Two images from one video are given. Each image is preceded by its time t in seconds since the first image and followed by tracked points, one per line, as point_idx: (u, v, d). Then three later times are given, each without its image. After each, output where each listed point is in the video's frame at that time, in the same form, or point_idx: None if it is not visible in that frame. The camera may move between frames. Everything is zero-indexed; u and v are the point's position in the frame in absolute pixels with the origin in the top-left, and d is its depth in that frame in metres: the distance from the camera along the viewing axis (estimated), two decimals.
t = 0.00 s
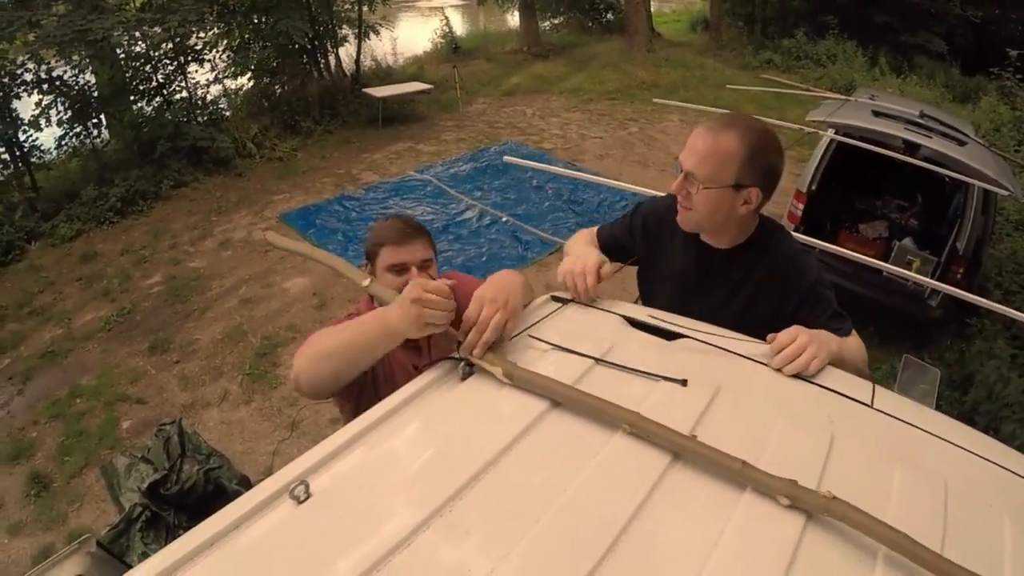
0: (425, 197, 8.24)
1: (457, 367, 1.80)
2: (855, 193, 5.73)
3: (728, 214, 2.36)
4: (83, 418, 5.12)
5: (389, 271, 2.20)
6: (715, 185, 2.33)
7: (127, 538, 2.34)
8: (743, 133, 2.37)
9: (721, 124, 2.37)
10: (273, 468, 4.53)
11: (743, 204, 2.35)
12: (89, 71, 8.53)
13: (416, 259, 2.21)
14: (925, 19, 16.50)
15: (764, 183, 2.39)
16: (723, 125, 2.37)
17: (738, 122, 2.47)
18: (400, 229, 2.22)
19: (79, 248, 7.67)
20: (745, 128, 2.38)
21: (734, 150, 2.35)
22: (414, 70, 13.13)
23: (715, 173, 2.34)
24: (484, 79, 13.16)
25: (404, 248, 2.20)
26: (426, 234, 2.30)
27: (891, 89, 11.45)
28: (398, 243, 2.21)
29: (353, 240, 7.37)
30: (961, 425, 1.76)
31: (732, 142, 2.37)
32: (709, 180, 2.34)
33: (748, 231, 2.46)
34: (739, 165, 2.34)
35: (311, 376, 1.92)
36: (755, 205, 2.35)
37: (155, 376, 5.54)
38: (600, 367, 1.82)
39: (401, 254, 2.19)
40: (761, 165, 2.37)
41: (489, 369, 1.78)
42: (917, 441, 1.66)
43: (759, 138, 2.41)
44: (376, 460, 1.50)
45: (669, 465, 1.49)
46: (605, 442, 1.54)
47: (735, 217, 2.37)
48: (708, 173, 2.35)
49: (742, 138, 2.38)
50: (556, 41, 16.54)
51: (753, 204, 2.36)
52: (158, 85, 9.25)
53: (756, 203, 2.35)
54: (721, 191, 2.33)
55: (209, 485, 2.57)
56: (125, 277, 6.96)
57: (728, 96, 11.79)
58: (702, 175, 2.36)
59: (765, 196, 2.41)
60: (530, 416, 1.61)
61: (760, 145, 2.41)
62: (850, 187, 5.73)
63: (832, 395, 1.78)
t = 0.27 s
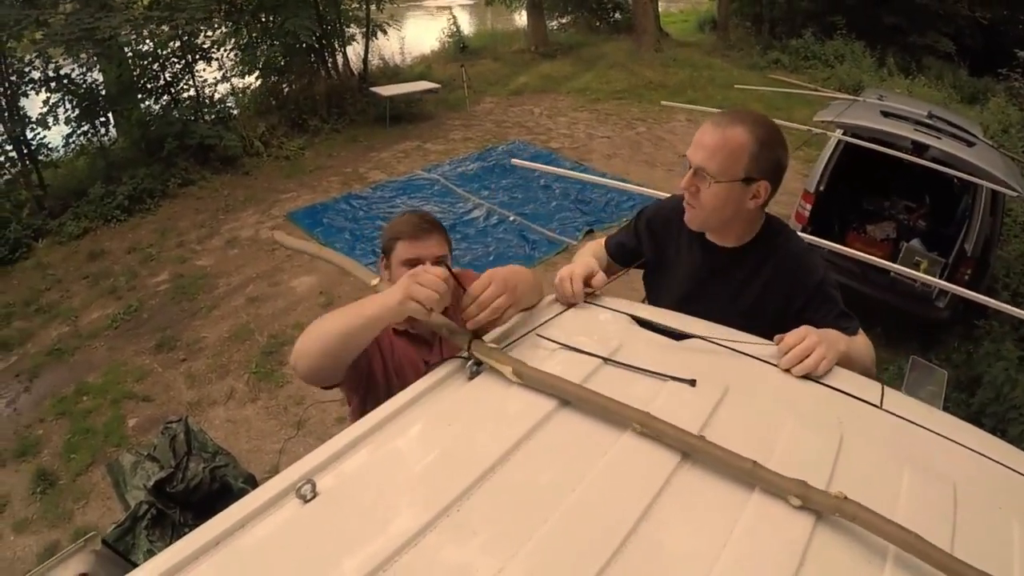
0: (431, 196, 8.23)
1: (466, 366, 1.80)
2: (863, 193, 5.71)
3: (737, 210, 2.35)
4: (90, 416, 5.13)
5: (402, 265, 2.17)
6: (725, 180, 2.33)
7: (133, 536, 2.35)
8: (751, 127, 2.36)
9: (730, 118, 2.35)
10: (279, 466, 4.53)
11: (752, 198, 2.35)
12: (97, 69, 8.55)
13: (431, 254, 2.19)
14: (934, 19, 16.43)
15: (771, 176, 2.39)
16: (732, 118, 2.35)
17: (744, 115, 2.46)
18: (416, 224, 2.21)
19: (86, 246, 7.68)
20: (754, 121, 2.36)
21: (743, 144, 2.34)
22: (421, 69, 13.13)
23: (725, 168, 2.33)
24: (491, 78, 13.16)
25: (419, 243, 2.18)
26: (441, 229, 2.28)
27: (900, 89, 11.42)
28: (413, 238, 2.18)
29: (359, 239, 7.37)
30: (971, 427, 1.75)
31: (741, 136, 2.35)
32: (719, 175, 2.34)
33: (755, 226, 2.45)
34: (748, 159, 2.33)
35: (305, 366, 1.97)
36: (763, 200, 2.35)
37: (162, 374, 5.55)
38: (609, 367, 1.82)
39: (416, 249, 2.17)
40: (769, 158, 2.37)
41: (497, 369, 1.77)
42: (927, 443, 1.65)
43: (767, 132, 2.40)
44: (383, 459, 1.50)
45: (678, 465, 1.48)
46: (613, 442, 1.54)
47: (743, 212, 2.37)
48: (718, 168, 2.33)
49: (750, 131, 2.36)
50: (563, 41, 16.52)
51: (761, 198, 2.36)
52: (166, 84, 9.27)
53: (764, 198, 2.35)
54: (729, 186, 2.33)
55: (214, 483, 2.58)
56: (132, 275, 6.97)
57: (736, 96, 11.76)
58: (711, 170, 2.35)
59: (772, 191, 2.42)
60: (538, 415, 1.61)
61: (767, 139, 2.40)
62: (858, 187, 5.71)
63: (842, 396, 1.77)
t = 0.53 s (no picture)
0: (437, 196, 8.25)
1: (471, 366, 1.80)
2: (870, 194, 5.71)
3: (762, 203, 2.37)
4: (95, 414, 5.14)
5: (433, 250, 2.25)
6: (756, 174, 2.31)
7: (137, 534, 2.35)
8: (783, 121, 2.34)
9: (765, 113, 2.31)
10: (284, 466, 4.54)
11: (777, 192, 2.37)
12: (103, 68, 8.57)
13: (462, 240, 2.25)
14: (941, 20, 16.36)
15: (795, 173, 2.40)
16: (767, 112, 2.32)
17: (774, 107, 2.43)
18: (447, 211, 2.28)
19: (92, 244, 7.71)
20: (785, 117, 2.35)
21: (776, 138, 2.32)
22: (428, 69, 13.13)
23: (757, 162, 2.31)
24: (498, 78, 13.16)
25: (450, 229, 2.24)
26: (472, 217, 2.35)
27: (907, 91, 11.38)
28: (443, 225, 2.25)
29: (366, 238, 7.39)
30: (979, 429, 1.73)
31: (773, 130, 2.33)
32: (751, 167, 2.31)
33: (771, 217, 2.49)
34: (779, 155, 2.32)
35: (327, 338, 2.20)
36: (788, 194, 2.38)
37: (167, 372, 5.57)
38: (615, 367, 1.81)
39: (446, 236, 2.24)
40: (798, 154, 2.36)
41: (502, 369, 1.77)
42: (935, 446, 1.64)
43: (796, 127, 2.39)
44: (388, 459, 1.50)
45: (684, 466, 1.48)
46: (619, 443, 1.53)
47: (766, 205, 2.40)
48: (751, 161, 2.30)
49: (780, 128, 2.34)
50: (569, 41, 16.51)
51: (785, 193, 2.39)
52: (172, 82, 9.29)
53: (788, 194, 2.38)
54: (760, 180, 2.32)
55: (219, 482, 2.57)
56: (137, 274, 6.98)
57: (743, 97, 11.74)
58: (744, 163, 2.32)
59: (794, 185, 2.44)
60: (543, 416, 1.60)
61: (796, 134, 2.39)
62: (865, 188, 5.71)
63: (849, 398, 1.76)
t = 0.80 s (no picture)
0: (441, 196, 8.24)
1: (473, 366, 1.80)
2: (874, 195, 5.70)
3: (754, 203, 2.32)
4: (98, 412, 5.15)
5: (457, 244, 2.31)
6: (747, 173, 2.28)
7: (139, 532, 2.34)
8: (773, 122, 2.33)
9: (753, 113, 2.31)
10: (287, 465, 4.53)
11: (769, 192, 2.33)
12: (108, 67, 8.58)
13: (485, 236, 2.30)
14: (946, 21, 16.34)
15: (788, 173, 2.36)
16: (755, 111, 2.31)
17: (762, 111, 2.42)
18: (471, 206, 2.29)
19: (96, 242, 7.72)
20: (775, 118, 2.34)
21: (765, 138, 2.30)
22: (433, 68, 13.14)
23: (747, 161, 2.28)
24: (502, 78, 13.16)
25: (473, 226, 2.28)
26: (499, 211, 2.36)
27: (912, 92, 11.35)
28: (468, 220, 2.29)
29: (369, 237, 7.38)
30: (983, 431, 1.72)
31: (763, 130, 2.31)
32: (742, 167, 2.29)
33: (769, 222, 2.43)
34: (769, 154, 2.30)
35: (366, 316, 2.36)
36: (779, 195, 2.34)
37: (170, 370, 5.57)
38: (618, 368, 1.81)
39: (471, 232, 2.29)
40: (789, 155, 2.34)
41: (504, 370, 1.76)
42: (939, 449, 1.63)
43: (785, 128, 2.37)
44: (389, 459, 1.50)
45: (687, 468, 1.47)
46: (621, 445, 1.52)
47: (759, 207, 2.35)
48: (741, 160, 2.28)
49: (771, 128, 2.33)
50: (574, 41, 16.50)
51: (777, 194, 2.34)
52: (177, 81, 9.28)
53: (779, 194, 2.34)
54: (751, 178, 2.29)
55: (221, 481, 2.57)
56: (141, 272, 6.99)
57: (747, 97, 11.72)
58: (734, 162, 2.29)
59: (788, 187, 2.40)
60: (545, 417, 1.60)
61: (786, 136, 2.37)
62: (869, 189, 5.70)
63: (853, 400, 1.75)
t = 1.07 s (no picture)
0: (445, 196, 8.24)
1: (476, 366, 1.79)
2: (879, 196, 5.70)
3: (753, 200, 2.32)
4: (101, 411, 5.16)
5: (480, 251, 2.35)
6: (746, 171, 2.27)
7: (142, 531, 2.34)
8: (763, 117, 2.32)
9: (742, 110, 2.30)
10: (290, 464, 4.54)
11: (767, 188, 2.32)
12: (113, 66, 8.60)
13: (507, 245, 2.32)
14: (951, 22, 16.30)
15: (782, 168, 2.36)
16: (744, 108, 2.30)
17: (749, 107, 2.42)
18: (494, 215, 2.29)
19: (100, 241, 7.73)
20: (764, 113, 2.33)
21: (759, 134, 2.29)
22: (437, 68, 13.14)
23: (744, 158, 2.27)
24: (507, 78, 13.16)
25: (495, 236, 2.30)
26: (526, 218, 2.36)
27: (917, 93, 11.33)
28: (491, 229, 2.30)
29: (373, 237, 7.38)
30: (987, 432, 1.72)
31: (754, 127, 2.31)
32: (739, 165, 2.27)
33: (766, 217, 2.44)
34: (764, 150, 2.29)
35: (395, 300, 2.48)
36: (776, 189, 2.34)
37: (174, 369, 5.58)
38: (623, 368, 1.81)
39: (493, 241, 2.31)
40: (782, 149, 2.33)
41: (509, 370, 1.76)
42: (944, 451, 1.62)
43: (774, 122, 2.37)
44: (393, 459, 1.50)
45: (692, 467, 1.47)
46: (626, 444, 1.52)
47: (757, 203, 2.34)
48: (738, 158, 2.27)
49: (761, 123, 2.32)
50: (578, 41, 16.49)
51: (774, 188, 2.34)
52: (182, 80, 9.29)
53: (777, 189, 2.34)
54: (749, 177, 2.28)
55: (224, 480, 2.56)
56: (145, 271, 7.00)
57: (752, 97, 11.71)
58: (731, 161, 2.28)
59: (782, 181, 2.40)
60: (549, 417, 1.59)
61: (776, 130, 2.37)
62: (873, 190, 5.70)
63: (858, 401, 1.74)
